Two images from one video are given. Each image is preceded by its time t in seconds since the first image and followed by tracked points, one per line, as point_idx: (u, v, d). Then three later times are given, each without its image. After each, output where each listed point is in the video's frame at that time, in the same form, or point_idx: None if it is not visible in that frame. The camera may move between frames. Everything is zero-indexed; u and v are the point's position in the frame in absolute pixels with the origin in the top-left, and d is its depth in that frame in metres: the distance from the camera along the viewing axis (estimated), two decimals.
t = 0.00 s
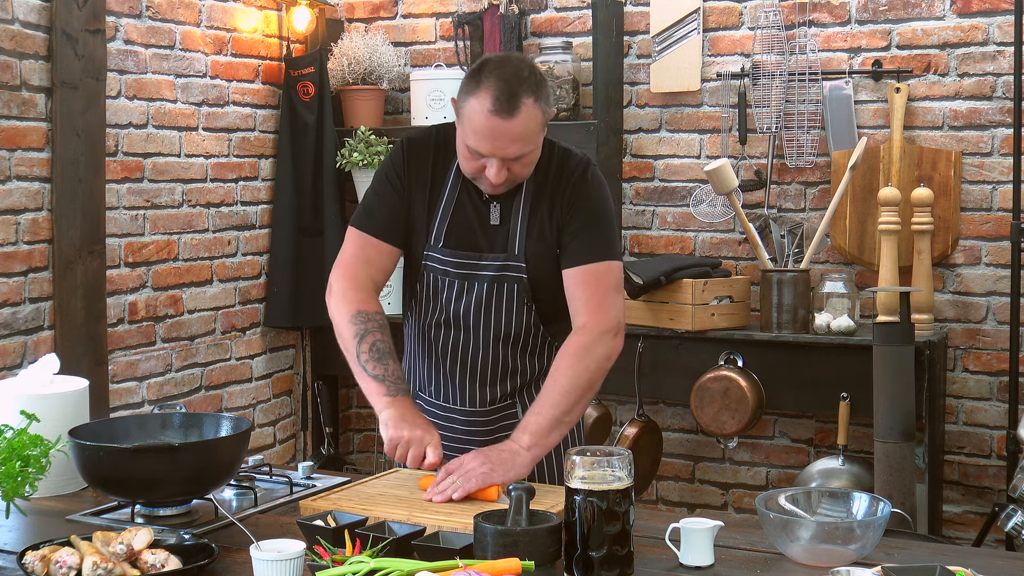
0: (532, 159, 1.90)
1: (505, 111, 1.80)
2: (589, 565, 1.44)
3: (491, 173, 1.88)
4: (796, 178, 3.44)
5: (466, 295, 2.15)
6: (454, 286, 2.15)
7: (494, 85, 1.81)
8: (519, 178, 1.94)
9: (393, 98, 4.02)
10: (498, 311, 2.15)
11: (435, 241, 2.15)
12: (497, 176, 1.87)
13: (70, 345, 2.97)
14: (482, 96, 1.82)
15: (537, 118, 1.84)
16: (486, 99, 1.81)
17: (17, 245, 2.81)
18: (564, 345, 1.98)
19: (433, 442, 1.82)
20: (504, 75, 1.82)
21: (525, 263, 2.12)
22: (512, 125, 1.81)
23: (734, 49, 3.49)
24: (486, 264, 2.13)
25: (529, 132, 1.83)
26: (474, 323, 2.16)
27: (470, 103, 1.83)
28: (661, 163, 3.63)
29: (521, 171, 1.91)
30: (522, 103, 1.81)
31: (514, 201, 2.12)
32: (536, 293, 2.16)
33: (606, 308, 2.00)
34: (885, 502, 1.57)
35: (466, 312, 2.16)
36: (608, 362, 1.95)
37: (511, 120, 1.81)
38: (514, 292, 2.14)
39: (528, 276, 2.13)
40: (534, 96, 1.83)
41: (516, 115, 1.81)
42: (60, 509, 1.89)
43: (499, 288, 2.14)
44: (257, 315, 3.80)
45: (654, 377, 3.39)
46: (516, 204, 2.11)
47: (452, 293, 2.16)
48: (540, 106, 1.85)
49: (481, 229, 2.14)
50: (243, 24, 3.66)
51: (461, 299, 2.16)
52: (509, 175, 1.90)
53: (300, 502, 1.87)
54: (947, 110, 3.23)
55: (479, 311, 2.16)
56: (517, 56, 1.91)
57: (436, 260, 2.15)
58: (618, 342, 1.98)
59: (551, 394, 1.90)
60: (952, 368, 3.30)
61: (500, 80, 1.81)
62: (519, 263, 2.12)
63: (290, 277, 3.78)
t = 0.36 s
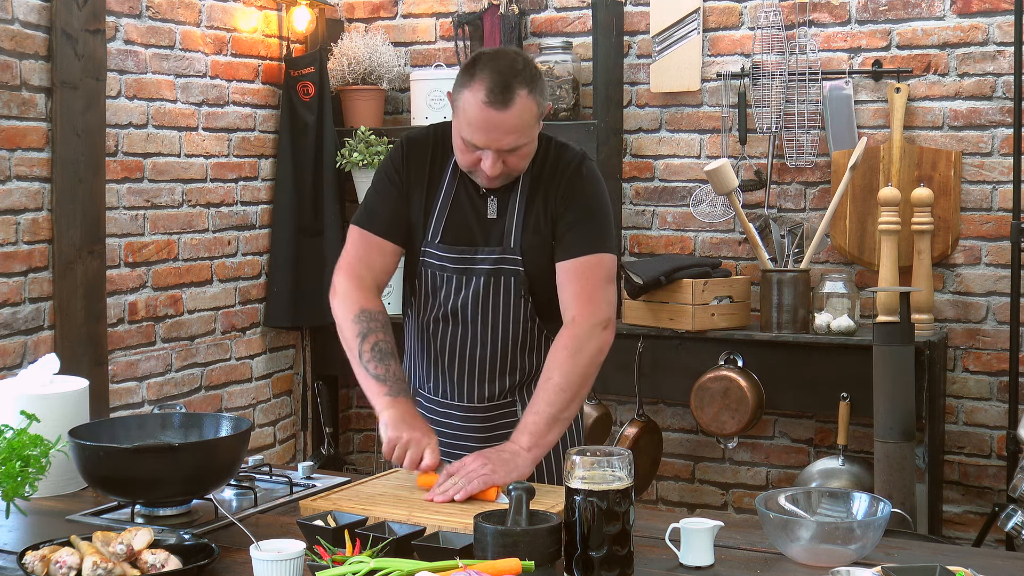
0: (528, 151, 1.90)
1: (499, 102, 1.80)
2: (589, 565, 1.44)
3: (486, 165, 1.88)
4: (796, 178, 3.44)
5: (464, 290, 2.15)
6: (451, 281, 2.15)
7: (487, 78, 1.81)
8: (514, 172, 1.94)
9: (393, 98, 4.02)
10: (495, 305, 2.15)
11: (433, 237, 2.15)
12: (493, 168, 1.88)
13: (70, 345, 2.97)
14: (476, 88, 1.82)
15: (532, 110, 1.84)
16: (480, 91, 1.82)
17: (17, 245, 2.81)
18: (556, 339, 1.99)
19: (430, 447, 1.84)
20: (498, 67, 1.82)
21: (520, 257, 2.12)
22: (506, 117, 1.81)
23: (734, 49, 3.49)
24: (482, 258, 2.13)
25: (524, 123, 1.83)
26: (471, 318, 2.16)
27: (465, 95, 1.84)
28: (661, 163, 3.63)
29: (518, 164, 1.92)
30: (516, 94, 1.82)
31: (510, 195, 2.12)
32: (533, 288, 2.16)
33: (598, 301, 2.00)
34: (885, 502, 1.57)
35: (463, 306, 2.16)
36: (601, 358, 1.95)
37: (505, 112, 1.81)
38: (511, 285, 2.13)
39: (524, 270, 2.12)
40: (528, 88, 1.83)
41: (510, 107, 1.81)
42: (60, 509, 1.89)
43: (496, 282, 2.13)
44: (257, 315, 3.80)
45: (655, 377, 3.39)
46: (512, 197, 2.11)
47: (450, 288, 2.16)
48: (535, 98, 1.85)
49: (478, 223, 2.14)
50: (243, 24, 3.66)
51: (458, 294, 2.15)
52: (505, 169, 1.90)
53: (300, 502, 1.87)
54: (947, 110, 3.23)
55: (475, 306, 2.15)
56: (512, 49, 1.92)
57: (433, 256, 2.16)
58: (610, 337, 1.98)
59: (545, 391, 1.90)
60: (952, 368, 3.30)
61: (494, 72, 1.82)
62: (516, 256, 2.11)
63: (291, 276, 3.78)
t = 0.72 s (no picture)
0: (527, 151, 1.91)
1: (500, 102, 1.81)
2: (589, 565, 1.44)
3: (485, 164, 1.89)
4: (796, 178, 3.44)
5: (461, 290, 2.15)
6: (449, 280, 2.15)
7: (488, 77, 1.82)
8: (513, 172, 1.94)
9: (393, 98, 4.02)
10: (493, 305, 2.14)
11: (430, 237, 2.16)
12: (492, 167, 1.88)
13: (70, 345, 2.97)
14: (477, 87, 1.82)
15: (531, 110, 1.84)
16: (481, 90, 1.82)
17: (17, 245, 2.81)
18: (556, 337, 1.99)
19: (408, 438, 1.81)
20: (499, 67, 1.83)
21: (519, 257, 2.12)
22: (507, 116, 1.81)
23: (734, 49, 3.49)
24: (480, 258, 2.13)
25: (524, 123, 1.84)
26: (468, 318, 2.15)
27: (465, 95, 1.84)
28: (661, 163, 3.63)
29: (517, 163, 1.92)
30: (517, 94, 1.82)
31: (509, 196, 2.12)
32: (531, 288, 2.15)
33: (599, 299, 2.00)
34: (885, 502, 1.57)
35: (461, 306, 2.15)
36: (601, 356, 1.95)
37: (506, 111, 1.81)
38: (509, 285, 2.13)
39: (523, 269, 2.13)
40: (528, 88, 1.84)
41: (511, 107, 1.82)
42: (60, 509, 1.89)
43: (494, 282, 2.13)
44: (257, 315, 3.80)
45: (655, 377, 3.39)
46: (511, 198, 2.12)
47: (447, 288, 2.15)
48: (535, 98, 1.85)
49: (477, 223, 2.14)
50: (243, 24, 3.66)
51: (456, 294, 2.15)
52: (503, 168, 1.90)
53: (300, 502, 1.87)
54: (947, 110, 3.23)
55: (473, 305, 2.15)
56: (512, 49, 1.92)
57: (431, 255, 2.16)
58: (609, 335, 1.98)
59: (546, 388, 1.90)
60: (952, 368, 3.30)
61: (495, 71, 1.82)
62: (514, 256, 2.12)
63: (290, 276, 3.78)
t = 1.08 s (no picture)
0: (517, 150, 1.91)
1: (487, 100, 1.81)
2: (589, 565, 1.44)
3: (476, 163, 1.89)
4: (796, 178, 3.44)
5: (453, 288, 2.15)
6: (442, 279, 2.16)
7: (476, 76, 1.82)
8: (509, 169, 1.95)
9: (393, 98, 4.02)
10: (484, 304, 2.14)
11: (425, 237, 2.16)
12: (483, 166, 1.89)
13: (70, 345, 2.97)
14: (465, 86, 1.83)
15: (520, 109, 1.84)
16: (469, 89, 1.82)
17: (17, 245, 2.81)
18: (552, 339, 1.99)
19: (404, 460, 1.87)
20: (488, 66, 1.83)
21: (510, 255, 2.10)
22: (495, 115, 1.82)
23: (734, 49, 3.49)
24: (472, 257, 2.13)
25: (513, 122, 1.84)
26: (460, 316, 2.15)
27: (454, 94, 1.84)
28: (661, 163, 3.63)
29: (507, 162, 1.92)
30: (505, 93, 1.82)
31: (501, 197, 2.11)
32: (523, 288, 2.14)
33: (594, 300, 1.99)
34: (885, 502, 1.57)
35: (453, 304, 2.16)
36: (598, 357, 1.96)
37: (494, 110, 1.82)
38: (500, 284, 2.12)
39: (514, 269, 2.11)
40: (517, 86, 1.84)
41: (499, 105, 1.82)
42: (60, 509, 1.89)
43: (485, 280, 2.13)
44: (257, 315, 3.80)
45: (655, 377, 3.40)
46: (503, 199, 2.11)
47: (440, 286, 2.16)
48: (523, 97, 1.85)
49: (470, 223, 2.14)
50: (243, 24, 3.66)
51: (449, 292, 2.16)
52: (495, 167, 1.91)
53: (300, 502, 1.87)
54: (947, 110, 3.23)
55: (464, 304, 2.15)
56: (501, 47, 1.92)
57: (425, 255, 2.16)
58: (607, 336, 1.99)
59: (544, 391, 1.91)
60: (952, 368, 3.30)
61: (483, 70, 1.82)
62: (505, 255, 2.10)
63: (291, 276, 3.78)
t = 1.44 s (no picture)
0: (508, 147, 1.90)
1: (470, 98, 1.81)
2: (589, 565, 1.44)
3: (466, 163, 1.89)
4: (796, 178, 3.45)
5: (456, 290, 2.15)
6: (445, 281, 2.16)
7: (460, 74, 1.83)
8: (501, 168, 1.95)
9: (393, 98, 4.01)
10: (488, 306, 2.14)
11: (426, 236, 2.16)
12: (472, 165, 1.88)
13: (70, 345, 2.97)
14: (449, 85, 1.83)
15: (505, 106, 1.84)
16: (453, 88, 1.83)
17: (17, 245, 2.81)
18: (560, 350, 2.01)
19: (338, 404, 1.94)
20: (472, 65, 1.84)
21: (512, 258, 2.10)
22: (478, 113, 1.82)
23: (734, 49, 3.49)
24: (473, 259, 2.13)
25: (498, 119, 1.84)
26: (463, 319, 2.15)
27: (439, 94, 1.85)
28: (661, 163, 3.63)
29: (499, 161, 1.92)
30: (488, 90, 1.82)
31: (501, 200, 2.10)
32: (525, 289, 2.14)
33: (601, 312, 2.00)
34: (885, 502, 1.57)
35: (456, 307, 2.16)
36: (607, 366, 1.98)
37: (477, 107, 1.82)
38: (502, 287, 2.13)
39: (516, 270, 2.11)
40: (501, 84, 1.84)
41: (482, 103, 1.82)
42: (60, 509, 1.89)
43: (488, 283, 2.13)
44: (257, 315, 3.80)
45: (655, 377, 3.40)
46: (503, 202, 2.10)
47: (443, 287, 2.16)
48: (509, 94, 1.85)
49: (470, 224, 2.14)
50: (243, 24, 3.66)
51: (452, 294, 2.15)
52: (485, 165, 1.90)
53: (300, 502, 1.87)
54: (947, 110, 3.23)
55: (468, 306, 2.15)
56: (490, 48, 1.93)
57: (427, 255, 2.16)
58: (615, 346, 2.00)
59: (554, 394, 1.94)
60: (952, 368, 3.30)
61: (467, 69, 1.83)
62: (507, 257, 2.11)
63: (291, 276, 3.78)
